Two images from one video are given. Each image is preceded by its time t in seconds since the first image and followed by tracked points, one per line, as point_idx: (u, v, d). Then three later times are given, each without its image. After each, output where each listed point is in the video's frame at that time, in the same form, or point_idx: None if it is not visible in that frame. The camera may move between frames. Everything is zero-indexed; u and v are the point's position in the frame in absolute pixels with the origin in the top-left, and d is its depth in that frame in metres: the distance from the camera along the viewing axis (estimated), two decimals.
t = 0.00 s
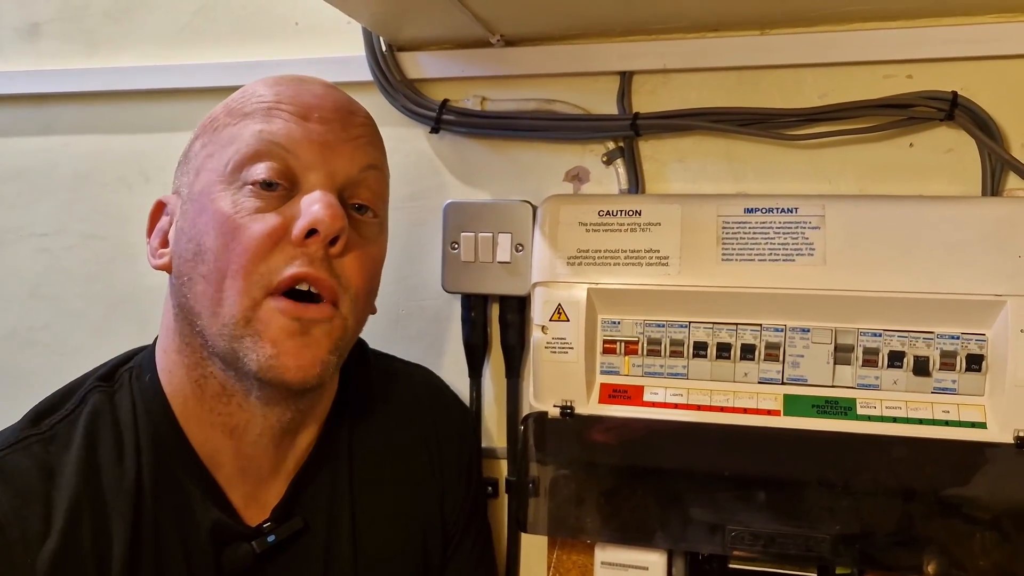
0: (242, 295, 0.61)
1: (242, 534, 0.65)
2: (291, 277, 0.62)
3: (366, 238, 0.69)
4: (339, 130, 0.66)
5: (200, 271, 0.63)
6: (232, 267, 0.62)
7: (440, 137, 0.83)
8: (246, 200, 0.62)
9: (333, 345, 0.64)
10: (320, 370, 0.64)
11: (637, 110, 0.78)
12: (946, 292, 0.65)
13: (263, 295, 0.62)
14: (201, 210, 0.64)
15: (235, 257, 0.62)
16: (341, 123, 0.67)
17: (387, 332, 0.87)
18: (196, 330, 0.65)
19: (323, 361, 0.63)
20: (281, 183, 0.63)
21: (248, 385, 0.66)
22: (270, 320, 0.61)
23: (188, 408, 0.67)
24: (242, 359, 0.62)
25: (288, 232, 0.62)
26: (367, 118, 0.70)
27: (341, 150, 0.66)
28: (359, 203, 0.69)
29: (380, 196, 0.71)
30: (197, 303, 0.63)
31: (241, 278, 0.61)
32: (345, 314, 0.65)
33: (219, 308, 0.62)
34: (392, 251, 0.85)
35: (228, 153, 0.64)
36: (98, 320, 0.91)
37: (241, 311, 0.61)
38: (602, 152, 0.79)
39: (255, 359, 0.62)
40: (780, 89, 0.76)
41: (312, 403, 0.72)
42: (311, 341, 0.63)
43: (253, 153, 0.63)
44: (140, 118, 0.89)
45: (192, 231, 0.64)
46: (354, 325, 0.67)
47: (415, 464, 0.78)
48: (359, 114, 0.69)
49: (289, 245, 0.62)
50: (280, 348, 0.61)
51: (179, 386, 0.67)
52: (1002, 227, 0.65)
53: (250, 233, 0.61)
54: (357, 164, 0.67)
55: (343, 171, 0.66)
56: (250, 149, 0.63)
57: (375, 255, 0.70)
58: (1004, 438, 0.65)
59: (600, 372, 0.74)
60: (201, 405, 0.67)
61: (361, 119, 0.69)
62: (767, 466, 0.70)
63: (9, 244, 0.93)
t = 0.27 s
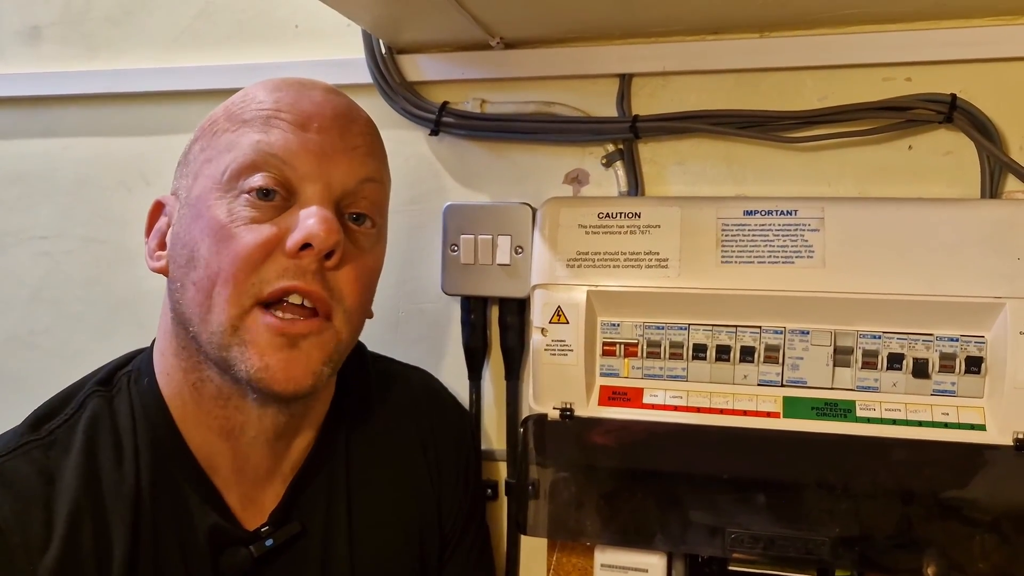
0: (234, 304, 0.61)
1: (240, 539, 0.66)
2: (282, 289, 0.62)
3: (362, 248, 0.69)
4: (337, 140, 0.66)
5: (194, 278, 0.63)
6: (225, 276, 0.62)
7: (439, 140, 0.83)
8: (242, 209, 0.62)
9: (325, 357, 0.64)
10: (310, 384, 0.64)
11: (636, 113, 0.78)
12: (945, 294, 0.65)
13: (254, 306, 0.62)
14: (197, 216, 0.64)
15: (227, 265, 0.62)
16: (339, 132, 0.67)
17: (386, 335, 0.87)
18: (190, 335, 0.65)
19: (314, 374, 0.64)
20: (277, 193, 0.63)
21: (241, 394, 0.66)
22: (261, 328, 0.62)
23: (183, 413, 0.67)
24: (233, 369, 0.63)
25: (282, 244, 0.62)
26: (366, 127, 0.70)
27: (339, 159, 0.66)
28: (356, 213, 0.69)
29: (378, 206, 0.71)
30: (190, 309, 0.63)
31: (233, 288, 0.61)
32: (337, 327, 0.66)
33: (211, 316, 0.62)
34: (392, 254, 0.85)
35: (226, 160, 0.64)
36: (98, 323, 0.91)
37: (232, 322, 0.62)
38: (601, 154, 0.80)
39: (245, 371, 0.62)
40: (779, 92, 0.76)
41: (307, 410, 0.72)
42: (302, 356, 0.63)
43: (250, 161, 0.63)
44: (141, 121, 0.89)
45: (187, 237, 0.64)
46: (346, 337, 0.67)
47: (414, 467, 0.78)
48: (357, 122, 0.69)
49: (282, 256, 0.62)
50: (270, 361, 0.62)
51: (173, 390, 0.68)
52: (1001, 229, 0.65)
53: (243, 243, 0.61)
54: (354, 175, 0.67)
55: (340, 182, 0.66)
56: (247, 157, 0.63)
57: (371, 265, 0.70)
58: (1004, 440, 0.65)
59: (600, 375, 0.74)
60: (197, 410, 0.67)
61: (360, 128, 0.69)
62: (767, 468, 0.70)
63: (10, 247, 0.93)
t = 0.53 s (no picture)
0: (230, 305, 0.62)
1: (238, 538, 0.66)
2: (278, 292, 0.62)
3: (359, 252, 0.69)
4: (335, 144, 0.66)
5: (191, 281, 0.63)
6: (221, 278, 0.62)
7: (438, 142, 0.83)
8: (239, 212, 0.63)
9: (321, 359, 0.64)
10: (305, 387, 0.64)
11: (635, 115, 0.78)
12: (943, 296, 0.65)
13: (249, 308, 0.62)
14: (195, 218, 0.64)
15: (224, 267, 0.62)
16: (338, 136, 0.67)
17: (385, 336, 0.87)
18: (187, 336, 0.65)
19: (309, 377, 0.64)
20: (275, 196, 0.63)
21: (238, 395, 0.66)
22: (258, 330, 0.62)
23: (180, 414, 0.67)
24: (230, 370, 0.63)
25: (278, 247, 0.62)
26: (365, 131, 0.70)
27: (337, 163, 0.66)
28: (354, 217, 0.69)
29: (376, 210, 0.71)
30: (187, 310, 0.64)
31: (229, 290, 0.62)
32: (333, 330, 0.66)
33: (208, 318, 0.62)
34: (391, 256, 0.85)
35: (224, 163, 0.64)
36: (98, 325, 0.91)
37: (229, 324, 0.62)
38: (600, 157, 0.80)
39: (241, 372, 0.62)
40: (778, 95, 0.76)
41: (306, 413, 0.72)
42: (297, 358, 0.63)
43: (247, 164, 0.63)
44: (140, 123, 0.90)
45: (185, 238, 0.64)
46: (342, 340, 0.67)
47: (413, 470, 0.78)
48: (356, 126, 0.69)
49: (278, 259, 0.62)
50: (265, 363, 0.62)
51: (172, 391, 0.68)
52: (1000, 231, 0.65)
53: (240, 246, 0.61)
54: (352, 179, 0.67)
55: (338, 186, 0.66)
56: (245, 160, 0.63)
57: (368, 269, 0.70)
58: (1002, 442, 0.65)
59: (598, 377, 0.74)
60: (194, 412, 0.67)
61: (359, 132, 0.69)
62: (766, 470, 0.70)
63: (9, 249, 0.93)
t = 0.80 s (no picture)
0: (225, 308, 0.61)
1: (233, 546, 0.66)
2: (275, 295, 0.62)
3: (355, 253, 0.69)
4: (328, 144, 0.66)
5: (185, 285, 0.63)
6: (218, 282, 0.62)
7: (436, 144, 0.83)
8: (234, 215, 0.63)
9: (320, 361, 0.64)
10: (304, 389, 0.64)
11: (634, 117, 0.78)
12: (941, 299, 0.66)
13: (248, 312, 0.62)
14: (189, 222, 0.64)
15: (220, 271, 0.62)
16: (331, 137, 0.67)
17: (383, 339, 0.87)
18: (182, 341, 0.65)
19: (308, 379, 0.63)
20: (268, 198, 0.63)
21: (235, 399, 0.66)
22: (254, 332, 0.61)
23: (176, 419, 0.67)
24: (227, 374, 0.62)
25: (273, 249, 0.62)
26: (359, 131, 0.70)
27: (331, 164, 0.66)
28: (349, 217, 0.69)
29: (371, 210, 0.71)
30: (183, 316, 0.63)
31: (226, 294, 0.62)
32: (331, 331, 0.65)
33: (204, 322, 0.62)
34: (389, 258, 0.85)
35: (217, 166, 0.64)
36: (95, 327, 0.91)
37: (226, 327, 0.62)
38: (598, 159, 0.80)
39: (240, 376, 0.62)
40: (776, 97, 0.76)
41: (303, 416, 0.72)
42: (296, 361, 0.62)
43: (240, 166, 0.63)
44: (137, 125, 0.90)
45: (180, 243, 0.64)
46: (340, 341, 0.67)
47: (410, 473, 0.78)
48: (350, 126, 0.69)
49: (275, 262, 0.62)
50: (264, 366, 0.62)
51: (167, 395, 0.68)
52: (997, 234, 0.65)
53: (235, 249, 0.61)
54: (346, 179, 0.67)
55: (332, 186, 0.66)
56: (238, 163, 0.63)
57: (365, 270, 0.70)
58: (1000, 444, 0.65)
59: (596, 379, 0.74)
60: (189, 415, 0.67)
61: (353, 133, 0.69)
62: (764, 472, 0.70)
63: (6, 251, 0.93)
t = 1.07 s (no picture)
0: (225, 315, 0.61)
1: (230, 548, 0.66)
2: (278, 306, 0.62)
3: (359, 264, 0.69)
4: (336, 156, 0.66)
5: (188, 289, 0.63)
6: (220, 290, 0.62)
7: (436, 146, 0.83)
8: (239, 223, 0.62)
9: (317, 372, 0.64)
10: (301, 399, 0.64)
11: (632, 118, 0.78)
12: (939, 300, 0.65)
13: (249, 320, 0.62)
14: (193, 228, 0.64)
15: (223, 279, 0.62)
16: (339, 148, 0.67)
17: (382, 341, 0.87)
18: (181, 344, 0.64)
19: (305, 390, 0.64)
20: (275, 208, 0.63)
21: (234, 405, 0.66)
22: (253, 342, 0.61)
23: (175, 422, 0.67)
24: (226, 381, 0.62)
25: (278, 260, 0.62)
26: (366, 142, 0.70)
27: (338, 175, 0.66)
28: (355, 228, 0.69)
29: (377, 222, 0.71)
30: (184, 320, 0.63)
31: (228, 302, 0.61)
32: (331, 343, 0.66)
33: (205, 328, 0.62)
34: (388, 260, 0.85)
35: (224, 173, 0.64)
36: (93, 328, 0.91)
37: (226, 335, 0.61)
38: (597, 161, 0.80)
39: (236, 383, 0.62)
40: (774, 99, 0.76)
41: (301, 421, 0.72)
42: (293, 371, 0.63)
43: (248, 174, 0.63)
44: (136, 126, 0.89)
45: (183, 246, 0.64)
46: (338, 352, 0.67)
47: (408, 476, 0.78)
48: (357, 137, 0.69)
49: (278, 273, 0.62)
50: (261, 375, 0.61)
51: (167, 398, 0.67)
52: (995, 235, 0.65)
53: (239, 258, 0.61)
54: (353, 191, 0.67)
55: (339, 198, 0.66)
56: (246, 171, 0.63)
57: (367, 281, 0.70)
58: (999, 445, 0.65)
59: (595, 380, 0.74)
60: (189, 419, 0.67)
61: (360, 145, 0.69)
62: (764, 473, 0.70)
63: (4, 252, 0.93)
